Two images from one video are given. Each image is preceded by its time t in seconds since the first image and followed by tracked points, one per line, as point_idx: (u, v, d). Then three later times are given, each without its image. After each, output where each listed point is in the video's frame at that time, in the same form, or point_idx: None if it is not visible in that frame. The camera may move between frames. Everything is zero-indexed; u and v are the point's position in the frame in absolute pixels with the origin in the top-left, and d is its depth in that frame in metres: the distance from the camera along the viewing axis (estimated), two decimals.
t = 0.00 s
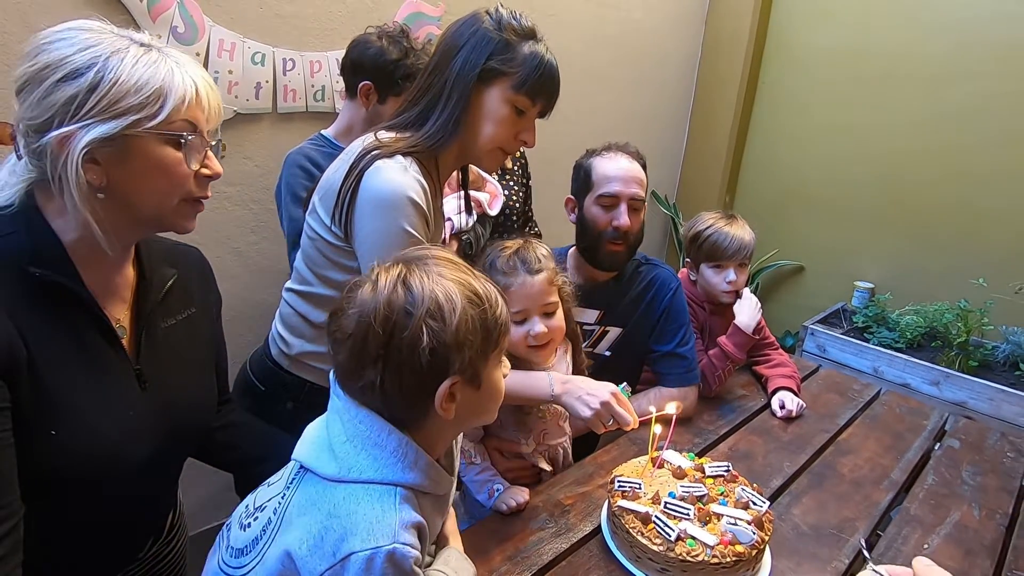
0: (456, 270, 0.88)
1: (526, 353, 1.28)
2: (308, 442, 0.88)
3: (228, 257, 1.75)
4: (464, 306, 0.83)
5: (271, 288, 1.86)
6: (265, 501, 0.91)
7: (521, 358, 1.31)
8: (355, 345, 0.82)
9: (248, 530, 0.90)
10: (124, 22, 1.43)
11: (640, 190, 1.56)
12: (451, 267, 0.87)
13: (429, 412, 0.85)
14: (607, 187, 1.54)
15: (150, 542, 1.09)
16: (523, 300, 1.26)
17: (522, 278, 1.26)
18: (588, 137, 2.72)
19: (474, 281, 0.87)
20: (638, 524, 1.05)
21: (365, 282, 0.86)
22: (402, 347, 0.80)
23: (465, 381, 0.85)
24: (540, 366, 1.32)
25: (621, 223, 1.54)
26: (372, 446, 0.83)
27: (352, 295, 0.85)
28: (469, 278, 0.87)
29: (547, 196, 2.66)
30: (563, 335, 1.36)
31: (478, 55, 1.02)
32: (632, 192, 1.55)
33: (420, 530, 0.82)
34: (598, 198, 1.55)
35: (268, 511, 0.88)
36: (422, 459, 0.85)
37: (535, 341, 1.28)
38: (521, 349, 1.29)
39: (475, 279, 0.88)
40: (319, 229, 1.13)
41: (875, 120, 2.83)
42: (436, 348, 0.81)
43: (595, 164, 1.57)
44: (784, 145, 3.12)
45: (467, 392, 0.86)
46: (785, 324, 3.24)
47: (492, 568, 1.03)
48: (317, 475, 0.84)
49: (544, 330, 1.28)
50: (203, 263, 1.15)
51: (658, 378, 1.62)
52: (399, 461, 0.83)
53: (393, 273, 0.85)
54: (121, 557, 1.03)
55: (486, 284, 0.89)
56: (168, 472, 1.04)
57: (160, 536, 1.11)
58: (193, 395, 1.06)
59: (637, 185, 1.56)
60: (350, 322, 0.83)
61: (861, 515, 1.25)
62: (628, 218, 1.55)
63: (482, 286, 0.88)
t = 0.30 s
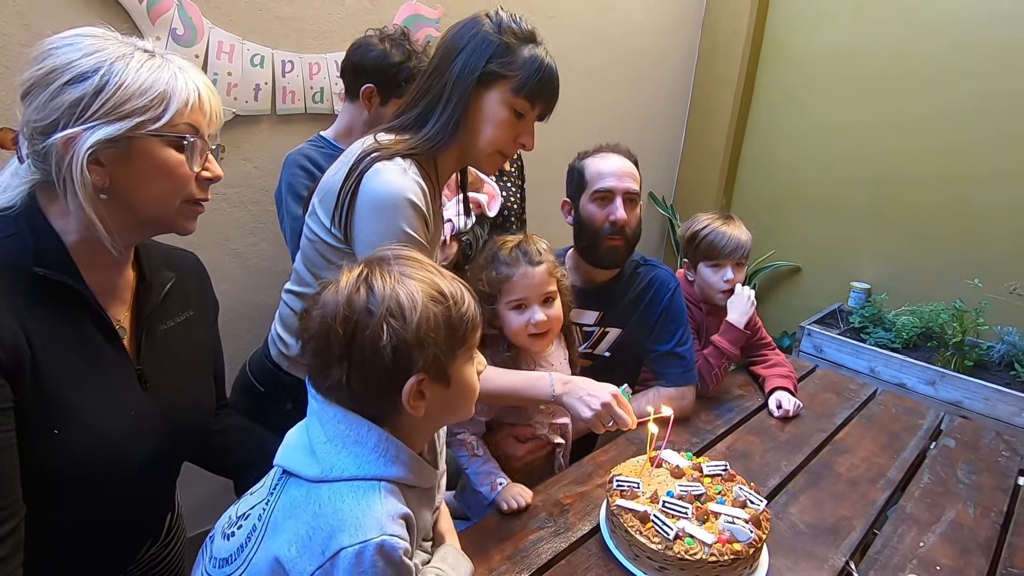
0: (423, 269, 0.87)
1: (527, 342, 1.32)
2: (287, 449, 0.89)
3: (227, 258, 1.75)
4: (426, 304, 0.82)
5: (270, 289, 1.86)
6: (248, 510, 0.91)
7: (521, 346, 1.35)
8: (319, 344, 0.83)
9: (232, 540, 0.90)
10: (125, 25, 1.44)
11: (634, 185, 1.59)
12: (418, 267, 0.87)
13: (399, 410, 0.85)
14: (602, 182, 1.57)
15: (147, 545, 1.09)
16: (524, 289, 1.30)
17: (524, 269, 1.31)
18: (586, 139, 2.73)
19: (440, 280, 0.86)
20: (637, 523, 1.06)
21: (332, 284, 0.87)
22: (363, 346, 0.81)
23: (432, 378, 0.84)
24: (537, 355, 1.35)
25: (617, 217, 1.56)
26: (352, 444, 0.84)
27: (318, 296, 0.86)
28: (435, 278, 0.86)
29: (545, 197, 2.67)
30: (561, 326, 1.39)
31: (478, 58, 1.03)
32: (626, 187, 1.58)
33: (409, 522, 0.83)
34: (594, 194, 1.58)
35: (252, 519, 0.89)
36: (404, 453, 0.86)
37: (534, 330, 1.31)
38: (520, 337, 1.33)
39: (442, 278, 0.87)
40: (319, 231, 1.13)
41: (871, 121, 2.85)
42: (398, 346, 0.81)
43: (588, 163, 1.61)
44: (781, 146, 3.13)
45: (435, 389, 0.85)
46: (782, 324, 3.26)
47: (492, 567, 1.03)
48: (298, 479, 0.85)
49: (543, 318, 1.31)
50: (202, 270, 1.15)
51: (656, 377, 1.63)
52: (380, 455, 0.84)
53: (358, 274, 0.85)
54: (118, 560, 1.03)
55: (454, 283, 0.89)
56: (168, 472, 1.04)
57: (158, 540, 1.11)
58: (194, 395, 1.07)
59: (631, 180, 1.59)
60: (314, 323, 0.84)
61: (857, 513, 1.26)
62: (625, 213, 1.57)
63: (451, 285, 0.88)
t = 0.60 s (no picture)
0: (381, 266, 0.88)
1: (531, 318, 1.41)
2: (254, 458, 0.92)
3: (227, 261, 1.76)
4: (381, 298, 0.83)
5: (270, 291, 1.87)
6: (230, 520, 0.94)
7: (523, 323, 1.44)
8: (276, 335, 0.84)
9: (217, 547, 0.93)
10: (126, 29, 1.45)
11: (629, 184, 1.61)
12: (378, 265, 0.88)
13: (358, 403, 0.86)
14: (597, 183, 1.58)
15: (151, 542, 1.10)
16: (531, 270, 1.40)
17: (532, 252, 1.41)
18: (584, 142, 2.75)
19: (396, 277, 0.87)
20: (635, 522, 1.07)
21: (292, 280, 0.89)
22: (318, 336, 0.82)
23: (388, 370, 0.84)
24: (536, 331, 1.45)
25: (614, 216, 1.57)
26: (311, 440, 0.86)
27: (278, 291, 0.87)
28: (391, 275, 0.87)
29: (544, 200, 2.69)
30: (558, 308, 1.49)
31: (480, 64, 1.04)
32: (622, 186, 1.59)
33: (373, 507, 0.86)
34: (591, 195, 1.59)
35: (231, 527, 0.92)
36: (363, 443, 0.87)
37: (539, 307, 1.41)
38: (525, 314, 1.42)
39: (399, 275, 0.88)
40: (321, 233, 1.14)
41: (866, 125, 2.87)
42: (352, 337, 0.82)
43: (583, 166, 1.62)
44: (777, 149, 3.15)
45: (391, 382, 0.86)
46: (779, 326, 3.27)
47: (492, 566, 1.04)
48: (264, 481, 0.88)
49: (546, 296, 1.41)
50: (199, 269, 1.15)
51: (654, 379, 1.65)
52: (339, 449, 0.86)
53: (314, 269, 0.86)
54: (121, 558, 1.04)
55: (411, 280, 0.90)
56: (169, 470, 1.05)
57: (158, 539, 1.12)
58: (193, 394, 1.07)
59: (627, 180, 1.61)
60: (271, 314, 0.86)
61: (853, 513, 1.27)
62: (621, 212, 1.59)
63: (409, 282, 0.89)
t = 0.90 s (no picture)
0: (339, 277, 0.90)
1: (529, 308, 1.44)
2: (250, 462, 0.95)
3: (225, 261, 1.77)
4: (333, 312, 0.85)
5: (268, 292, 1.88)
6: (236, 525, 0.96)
7: (521, 313, 1.46)
8: (249, 358, 0.90)
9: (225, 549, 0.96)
10: (124, 30, 1.45)
11: (627, 182, 1.62)
12: (337, 277, 0.90)
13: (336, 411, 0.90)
14: (594, 181, 1.60)
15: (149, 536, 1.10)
16: (527, 261, 1.43)
17: (525, 243, 1.44)
18: (581, 143, 2.76)
19: (353, 288, 0.88)
20: (632, 520, 1.08)
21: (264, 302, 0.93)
22: (280, 357, 0.86)
23: (354, 380, 0.87)
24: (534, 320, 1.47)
25: (612, 214, 1.58)
26: (299, 434, 0.89)
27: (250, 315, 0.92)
28: (348, 286, 0.89)
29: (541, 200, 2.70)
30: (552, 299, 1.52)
31: (479, 66, 1.05)
32: (620, 184, 1.61)
33: (362, 493, 0.89)
34: (589, 193, 1.61)
35: (236, 529, 0.95)
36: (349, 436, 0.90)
37: (537, 295, 1.44)
38: (524, 304, 1.44)
39: (356, 285, 0.89)
40: (319, 233, 1.14)
41: (862, 126, 2.89)
42: (311, 354, 0.85)
43: (582, 165, 1.64)
44: (774, 151, 3.17)
45: (363, 390, 0.88)
46: (775, 326, 3.28)
47: (490, 564, 1.05)
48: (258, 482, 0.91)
49: (544, 284, 1.44)
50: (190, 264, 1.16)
51: (652, 380, 1.65)
52: (326, 440, 0.89)
53: (275, 289, 0.90)
54: (122, 552, 1.05)
55: (373, 286, 0.90)
56: (167, 466, 1.05)
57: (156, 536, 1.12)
58: (191, 389, 1.07)
59: (624, 178, 1.62)
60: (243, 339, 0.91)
61: (848, 511, 1.28)
62: (619, 209, 1.60)
63: (370, 289, 0.90)
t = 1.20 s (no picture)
0: (337, 280, 0.90)
1: (534, 304, 1.44)
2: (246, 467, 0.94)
3: (221, 260, 1.76)
4: (327, 315, 0.85)
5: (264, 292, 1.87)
6: (234, 528, 0.95)
7: (525, 309, 1.46)
8: (248, 353, 0.91)
9: (225, 553, 0.95)
10: (118, 29, 1.44)
11: (623, 181, 1.62)
12: (336, 280, 0.90)
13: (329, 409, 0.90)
14: (590, 181, 1.60)
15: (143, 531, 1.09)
16: (529, 258, 1.42)
17: (527, 240, 1.43)
18: (578, 142, 2.76)
19: (349, 292, 0.88)
20: (630, 521, 1.07)
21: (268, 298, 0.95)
22: (274, 353, 0.86)
23: (343, 381, 0.87)
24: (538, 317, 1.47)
25: (608, 213, 1.58)
26: (297, 433, 0.89)
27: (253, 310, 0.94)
28: (345, 289, 0.88)
29: (539, 200, 2.69)
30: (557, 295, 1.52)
31: (475, 65, 1.04)
32: (615, 183, 1.60)
33: (367, 487, 0.89)
34: (584, 193, 1.60)
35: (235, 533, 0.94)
36: (347, 431, 0.89)
37: (541, 292, 1.43)
38: (528, 301, 1.44)
39: (352, 289, 0.88)
40: (315, 232, 1.13)
41: (858, 126, 2.89)
42: (303, 354, 0.85)
43: (577, 165, 1.64)
44: (770, 150, 3.17)
45: (353, 392, 0.88)
46: (773, 326, 3.28)
47: (488, 565, 1.04)
48: (257, 483, 0.90)
49: (547, 280, 1.44)
50: (176, 257, 1.16)
51: (650, 380, 1.65)
52: (325, 436, 0.88)
53: (274, 288, 0.90)
54: (113, 551, 1.03)
55: (370, 291, 0.89)
56: (157, 464, 1.05)
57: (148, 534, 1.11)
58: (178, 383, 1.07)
59: (620, 177, 1.61)
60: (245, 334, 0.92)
61: (846, 510, 1.28)
62: (616, 208, 1.59)
63: (367, 293, 0.89)
